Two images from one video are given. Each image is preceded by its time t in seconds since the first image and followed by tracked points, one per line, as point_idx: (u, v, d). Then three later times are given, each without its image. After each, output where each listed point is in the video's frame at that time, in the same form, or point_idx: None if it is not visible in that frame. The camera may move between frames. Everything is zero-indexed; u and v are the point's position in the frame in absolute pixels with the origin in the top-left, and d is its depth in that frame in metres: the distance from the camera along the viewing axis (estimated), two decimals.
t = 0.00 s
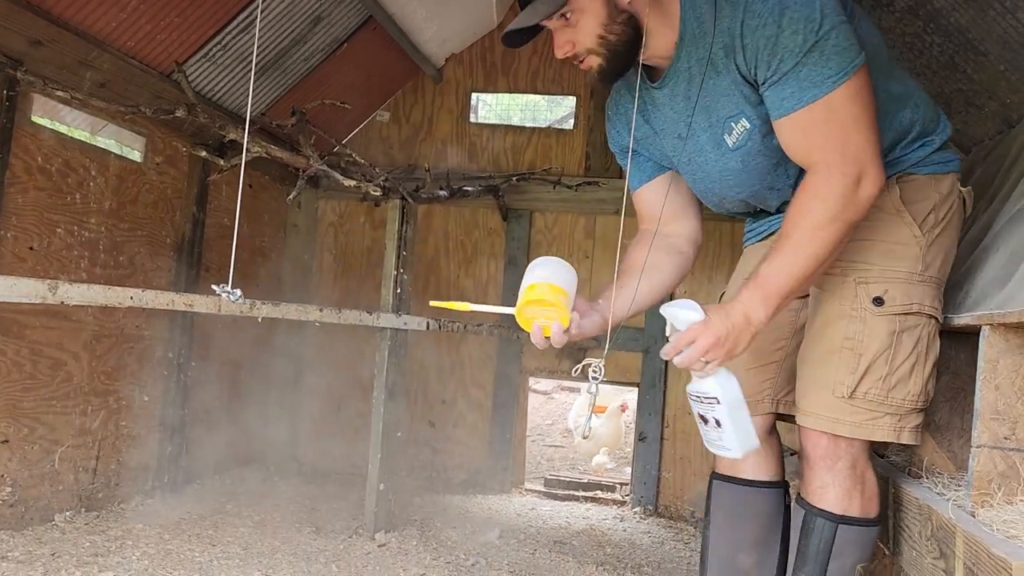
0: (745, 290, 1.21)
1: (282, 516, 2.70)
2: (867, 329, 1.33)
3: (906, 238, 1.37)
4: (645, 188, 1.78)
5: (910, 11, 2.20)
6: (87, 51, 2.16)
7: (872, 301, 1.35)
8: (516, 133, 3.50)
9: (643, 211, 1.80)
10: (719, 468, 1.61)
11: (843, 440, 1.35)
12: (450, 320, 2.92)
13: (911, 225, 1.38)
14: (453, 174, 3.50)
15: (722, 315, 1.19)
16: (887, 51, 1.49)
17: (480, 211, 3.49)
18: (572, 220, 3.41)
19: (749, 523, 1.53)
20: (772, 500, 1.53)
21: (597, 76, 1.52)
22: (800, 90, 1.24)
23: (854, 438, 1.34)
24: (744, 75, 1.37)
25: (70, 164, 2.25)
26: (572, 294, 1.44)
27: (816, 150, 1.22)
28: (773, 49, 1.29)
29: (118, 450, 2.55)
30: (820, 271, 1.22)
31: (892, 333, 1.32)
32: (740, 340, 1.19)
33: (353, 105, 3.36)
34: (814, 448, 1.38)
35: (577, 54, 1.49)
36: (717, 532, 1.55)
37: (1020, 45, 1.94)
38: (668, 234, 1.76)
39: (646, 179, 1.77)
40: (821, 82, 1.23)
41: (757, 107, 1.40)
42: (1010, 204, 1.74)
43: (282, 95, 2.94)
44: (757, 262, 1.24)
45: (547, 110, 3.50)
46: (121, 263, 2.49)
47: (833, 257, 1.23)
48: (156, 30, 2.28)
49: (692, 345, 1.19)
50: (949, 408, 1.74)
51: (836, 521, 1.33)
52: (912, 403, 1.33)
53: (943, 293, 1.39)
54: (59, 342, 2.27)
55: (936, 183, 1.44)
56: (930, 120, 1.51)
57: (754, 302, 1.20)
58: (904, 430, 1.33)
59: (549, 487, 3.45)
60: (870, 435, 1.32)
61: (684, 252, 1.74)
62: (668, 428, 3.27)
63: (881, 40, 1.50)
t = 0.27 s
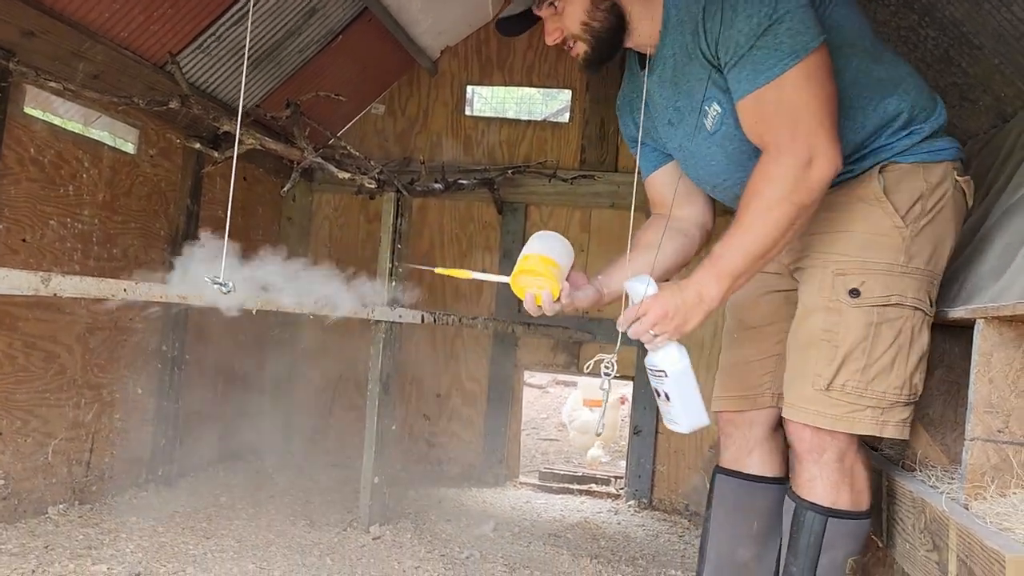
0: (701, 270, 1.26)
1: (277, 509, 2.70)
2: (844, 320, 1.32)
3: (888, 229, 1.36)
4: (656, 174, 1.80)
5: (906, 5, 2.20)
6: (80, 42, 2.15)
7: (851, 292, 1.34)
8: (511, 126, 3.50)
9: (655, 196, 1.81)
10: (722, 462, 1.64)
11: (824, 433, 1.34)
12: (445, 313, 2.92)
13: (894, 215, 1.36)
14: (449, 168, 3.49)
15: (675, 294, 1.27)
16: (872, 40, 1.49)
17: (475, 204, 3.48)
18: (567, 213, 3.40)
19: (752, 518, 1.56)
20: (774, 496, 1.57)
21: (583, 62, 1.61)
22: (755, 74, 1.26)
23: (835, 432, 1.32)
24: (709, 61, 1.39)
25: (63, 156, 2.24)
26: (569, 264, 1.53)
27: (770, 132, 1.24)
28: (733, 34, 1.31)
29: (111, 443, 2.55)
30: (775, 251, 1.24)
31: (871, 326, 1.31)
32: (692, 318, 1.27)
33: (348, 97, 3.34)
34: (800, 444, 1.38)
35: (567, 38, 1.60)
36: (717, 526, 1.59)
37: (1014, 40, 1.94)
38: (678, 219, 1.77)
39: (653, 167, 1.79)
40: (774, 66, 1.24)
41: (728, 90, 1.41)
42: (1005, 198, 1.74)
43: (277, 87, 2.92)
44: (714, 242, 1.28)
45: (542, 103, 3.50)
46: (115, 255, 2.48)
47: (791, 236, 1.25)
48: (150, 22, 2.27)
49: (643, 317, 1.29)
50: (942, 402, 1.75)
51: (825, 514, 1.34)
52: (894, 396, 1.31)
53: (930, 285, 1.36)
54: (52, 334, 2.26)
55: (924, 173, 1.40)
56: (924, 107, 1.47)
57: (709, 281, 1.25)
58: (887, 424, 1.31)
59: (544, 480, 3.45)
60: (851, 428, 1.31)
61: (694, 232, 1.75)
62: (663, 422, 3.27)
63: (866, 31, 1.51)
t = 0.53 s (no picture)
0: (678, 241, 1.31)
1: (274, 502, 2.70)
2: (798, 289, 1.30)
3: (856, 212, 1.36)
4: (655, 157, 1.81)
5: None
6: (75, 35, 2.14)
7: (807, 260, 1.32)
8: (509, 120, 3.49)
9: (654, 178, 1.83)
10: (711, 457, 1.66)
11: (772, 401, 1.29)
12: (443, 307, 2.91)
13: (865, 200, 1.36)
14: (446, 161, 3.48)
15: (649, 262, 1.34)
16: (869, 37, 1.51)
17: (472, 198, 3.48)
18: (565, 206, 3.40)
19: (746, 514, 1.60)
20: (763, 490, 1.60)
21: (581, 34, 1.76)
22: (740, 51, 1.28)
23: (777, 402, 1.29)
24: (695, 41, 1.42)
25: (58, 149, 2.24)
26: (573, 242, 1.57)
27: (750, 110, 1.26)
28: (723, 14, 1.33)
29: (108, 437, 2.54)
30: (749, 227, 1.27)
31: (819, 296, 1.29)
32: (664, 287, 1.34)
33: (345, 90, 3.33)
34: (746, 412, 1.32)
35: (569, 13, 1.73)
36: (710, 521, 1.63)
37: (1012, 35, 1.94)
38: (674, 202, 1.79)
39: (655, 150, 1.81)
40: (758, 44, 1.25)
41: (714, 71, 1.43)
42: (1002, 193, 1.74)
43: (274, 80, 2.91)
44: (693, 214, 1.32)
45: (540, 97, 3.49)
46: (111, 249, 2.48)
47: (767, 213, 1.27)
48: (147, 15, 2.26)
49: (619, 283, 1.36)
50: (938, 396, 1.75)
51: (778, 495, 1.29)
52: (835, 371, 1.28)
53: (890, 269, 1.35)
54: (48, 328, 2.26)
55: (907, 164, 1.41)
56: (912, 106, 1.48)
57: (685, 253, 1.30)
58: (823, 398, 1.28)
59: (541, 473, 3.46)
60: (789, 396, 1.27)
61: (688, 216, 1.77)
62: (660, 415, 3.27)
63: (863, 27, 1.52)
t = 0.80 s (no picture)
0: (678, 233, 1.30)
1: (277, 497, 2.70)
2: (791, 298, 1.26)
3: (848, 209, 1.30)
4: (660, 138, 1.81)
5: None
6: (76, 29, 2.14)
7: (800, 267, 1.28)
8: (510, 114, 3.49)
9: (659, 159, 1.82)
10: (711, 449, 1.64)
11: (778, 415, 1.26)
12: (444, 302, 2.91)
13: (857, 196, 1.31)
14: (447, 156, 3.47)
15: (649, 256, 1.32)
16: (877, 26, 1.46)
17: (474, 193, 3.47)
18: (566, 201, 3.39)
19: (745, 509, 1.56)
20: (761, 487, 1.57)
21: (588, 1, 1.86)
22: (741, 42, 1.26)
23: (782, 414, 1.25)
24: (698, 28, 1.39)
25: (60, 144, 2.23)
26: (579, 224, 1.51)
27: (751, 101, 1.25)
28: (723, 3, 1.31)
29: (110, 431, 2.54)
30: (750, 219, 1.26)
31: (813, 302, 1.24)
32: (662, 281, 1.32)
33: (346, 85, 3.32)
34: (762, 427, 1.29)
35: None
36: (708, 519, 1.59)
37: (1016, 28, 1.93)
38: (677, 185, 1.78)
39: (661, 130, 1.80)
40: (759, 34, 1.25)
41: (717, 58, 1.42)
42: (1006, 186, 1.74)
43: (275, 76, 2.90)
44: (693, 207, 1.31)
45: (541, 91, 3.48)
46: (113, 244, 2.47)
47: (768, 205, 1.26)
48: (147, 9, 2.25)
49: (618, 276, 1.32)
50: (942, 390, 1.75)
51: (774, 503, 1.26)
52: (838, 380, 1.23)
53: (891, 268, 1.28)
54: (50, 323, 2.25)
55: (902, 158, 1.36)
56: (913, 100, 1.44)
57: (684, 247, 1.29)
58: (830, 409, 1.24)
59: (543, 468, 3.46)
60: (792, 410, 1.24)
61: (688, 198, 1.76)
62: (662, 410, 3.27)
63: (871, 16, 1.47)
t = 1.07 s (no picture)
0: (667, 227, 1.27)
1: (279, 494, 2.71)
2: (800, 298, 1.16)
3: (858, 198, 1.18)
4: (672, 124, 1.77)
5: None
6: (79, 28, 2.14)
7: (809, 266, 1.18)
8: (511, 112, 3.49)
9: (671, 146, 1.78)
10: (730, 451, 1.61)
11: (801, 432, 1.17)
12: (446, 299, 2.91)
13: (868, 183, 1.19)
14: (449, 153, 3.47)
15: (638, 243, 1.31)
16: None
17: (475, 191, 3.48)
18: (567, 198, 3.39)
19: (748, 512, 1.54)
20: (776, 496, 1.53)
21: None
22: (739, 29, 1.21)
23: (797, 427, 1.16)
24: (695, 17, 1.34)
25: (62, 142, 2.23)
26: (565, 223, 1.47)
27: (748, 91, 1.19)
28: None
29: (113, 429, 2.55)
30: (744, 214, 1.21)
31: (824, 303, 1.14)
32: (647, 269, 1.31)
33: (347, 83, 3.32)
34: (781, 437, 1.21)
35: None
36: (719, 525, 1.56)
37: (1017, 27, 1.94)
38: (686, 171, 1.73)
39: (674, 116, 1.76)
40: (756, 22, 1.19)
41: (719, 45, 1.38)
42: (1008, 184, 1.74)
43: (277, 73, 2.91)
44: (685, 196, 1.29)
45: (542, 89, 3.49)
46: (115, 242, 2.47)
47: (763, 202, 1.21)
48: (149, 7, 2.24)
49: (603, 261, 1.37)
50: (944, 388, 1.75)
51: (793, 518, 1.19)
52: (855, 386, 1.12)
53: (913, 262, 1.15)
54: (53, 321, 2.26)
55: (916, 142, 1.23)
56: (933, 77, 1.31)
57: (670, 238, 1.27)
58: (849, 419, 1.12)
59: (544, 466, 3.46)
60: (807, 420, 1.14)
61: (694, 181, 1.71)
62: (663, 407, 3.27)
63: None
